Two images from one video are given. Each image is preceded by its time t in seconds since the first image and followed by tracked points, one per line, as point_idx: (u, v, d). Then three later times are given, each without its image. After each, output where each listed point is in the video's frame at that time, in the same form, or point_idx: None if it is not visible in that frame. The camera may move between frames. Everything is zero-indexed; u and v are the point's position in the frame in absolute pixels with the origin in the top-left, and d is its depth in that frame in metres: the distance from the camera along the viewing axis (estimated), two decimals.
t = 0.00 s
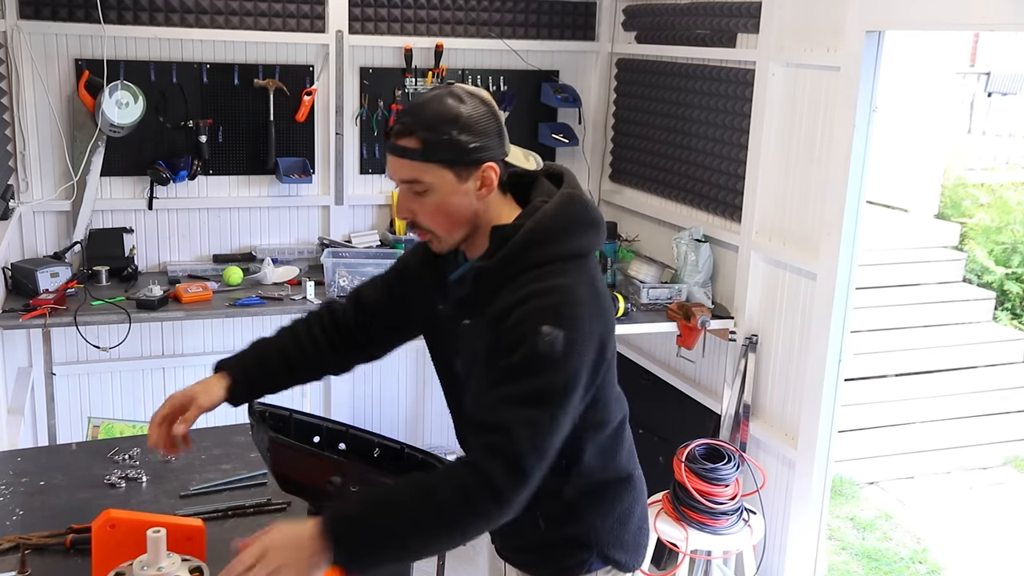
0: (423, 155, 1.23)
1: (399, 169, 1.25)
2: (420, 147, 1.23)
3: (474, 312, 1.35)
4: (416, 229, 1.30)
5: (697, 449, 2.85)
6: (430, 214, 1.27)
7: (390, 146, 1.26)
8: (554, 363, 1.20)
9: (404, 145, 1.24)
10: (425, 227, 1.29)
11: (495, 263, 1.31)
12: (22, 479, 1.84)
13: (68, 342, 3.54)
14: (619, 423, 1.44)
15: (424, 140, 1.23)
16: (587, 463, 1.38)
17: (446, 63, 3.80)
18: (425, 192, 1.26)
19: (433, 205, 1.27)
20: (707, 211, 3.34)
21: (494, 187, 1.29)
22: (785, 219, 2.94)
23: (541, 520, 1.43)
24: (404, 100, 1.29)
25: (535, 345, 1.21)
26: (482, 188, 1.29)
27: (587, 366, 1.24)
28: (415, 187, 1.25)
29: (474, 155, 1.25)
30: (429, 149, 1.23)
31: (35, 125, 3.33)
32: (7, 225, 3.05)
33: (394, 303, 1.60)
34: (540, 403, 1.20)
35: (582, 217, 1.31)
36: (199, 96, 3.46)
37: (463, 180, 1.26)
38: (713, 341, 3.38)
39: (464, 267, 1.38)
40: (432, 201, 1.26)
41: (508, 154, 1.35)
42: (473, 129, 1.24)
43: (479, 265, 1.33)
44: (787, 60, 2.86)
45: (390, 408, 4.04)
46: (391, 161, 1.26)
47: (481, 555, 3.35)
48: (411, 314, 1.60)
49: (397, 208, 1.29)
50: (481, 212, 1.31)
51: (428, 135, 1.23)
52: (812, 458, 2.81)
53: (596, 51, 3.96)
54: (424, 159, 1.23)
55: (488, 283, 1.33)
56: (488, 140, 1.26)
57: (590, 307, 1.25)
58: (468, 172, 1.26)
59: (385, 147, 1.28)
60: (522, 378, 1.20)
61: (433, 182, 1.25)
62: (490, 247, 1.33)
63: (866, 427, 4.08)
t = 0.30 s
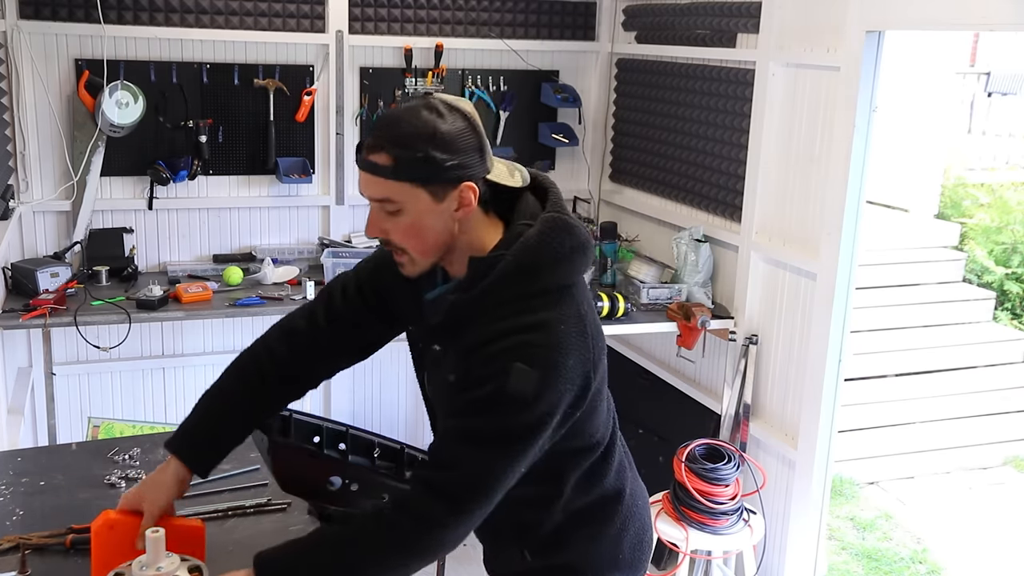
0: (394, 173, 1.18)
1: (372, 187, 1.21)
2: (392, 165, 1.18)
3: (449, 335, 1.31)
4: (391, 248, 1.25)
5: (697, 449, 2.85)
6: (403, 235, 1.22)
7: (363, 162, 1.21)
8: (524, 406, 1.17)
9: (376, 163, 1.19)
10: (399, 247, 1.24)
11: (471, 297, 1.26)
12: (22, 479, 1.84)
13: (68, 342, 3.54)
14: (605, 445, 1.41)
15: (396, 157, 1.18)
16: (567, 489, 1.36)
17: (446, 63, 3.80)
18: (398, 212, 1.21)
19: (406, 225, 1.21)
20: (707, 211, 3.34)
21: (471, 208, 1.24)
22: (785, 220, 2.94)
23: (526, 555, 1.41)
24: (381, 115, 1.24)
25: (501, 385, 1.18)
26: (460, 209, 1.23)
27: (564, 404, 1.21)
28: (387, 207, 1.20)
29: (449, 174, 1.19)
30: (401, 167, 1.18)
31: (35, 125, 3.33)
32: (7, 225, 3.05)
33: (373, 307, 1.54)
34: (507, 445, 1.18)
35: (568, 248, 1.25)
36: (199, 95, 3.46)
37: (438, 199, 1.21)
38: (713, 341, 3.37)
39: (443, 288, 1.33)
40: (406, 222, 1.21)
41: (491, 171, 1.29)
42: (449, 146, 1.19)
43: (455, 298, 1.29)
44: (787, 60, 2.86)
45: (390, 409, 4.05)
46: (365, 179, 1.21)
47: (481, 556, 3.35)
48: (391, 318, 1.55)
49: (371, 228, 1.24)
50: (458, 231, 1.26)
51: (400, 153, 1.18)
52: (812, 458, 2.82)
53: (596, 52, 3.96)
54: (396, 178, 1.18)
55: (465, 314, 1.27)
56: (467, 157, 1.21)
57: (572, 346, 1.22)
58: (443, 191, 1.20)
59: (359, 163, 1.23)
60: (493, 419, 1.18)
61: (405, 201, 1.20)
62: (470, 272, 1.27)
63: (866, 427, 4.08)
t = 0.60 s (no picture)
0: (443, 144, 1.19)
1: (418, 155, 1.20)
2: (442, 136, 1.18)
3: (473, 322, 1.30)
4: (428, 221, 1.25)
5: (697, 449, 2.85)
6: (444, 208, 1.22)
7: (410, 131, 1.21)
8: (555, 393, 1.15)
9: (425, 133, 1.20)
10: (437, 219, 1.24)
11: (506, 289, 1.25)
12: (22, 479, 1.84)
13: (68, 342, 3.54)
14: (617, 443, 1.40)
15: (445, 128, 1.18)
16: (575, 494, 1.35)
17: (446, 63, 3.80)
18: (443, 184, 1.21)
19: (447, 197, 1.21)
20: (707, 211, 3.34)
21: (512, 186, 1.25)
22: (785, 220, 2.94)
23: (532, 553, 1.41)
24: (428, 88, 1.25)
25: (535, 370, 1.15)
26: (502, 187, 1.24)
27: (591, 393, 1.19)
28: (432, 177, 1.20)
29: (498, 151, 1.20)
30: (451, 140, 1.18)
31: (35, 125, 3.33)
32: (7, 224, 3.05)
33: (394, 297, 1.54)
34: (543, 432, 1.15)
35: (597, 239, 1.25)
36: (199, 95, 3.46)
37: (483, 174, 1.21)
38: (713, 341, 3.37)
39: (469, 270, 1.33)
40: (449, 194, 1.21)
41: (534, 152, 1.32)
42: (498, 123, 1.19)
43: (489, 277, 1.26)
44: (787, 61, 2.86)
45: (390, 409, 4.05)
46: (410, 148, 1.21)
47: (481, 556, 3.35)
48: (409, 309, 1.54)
49: (411, 197, 1.24)
50: (498, 210, 1.26)
51: (449, 124, 1.18)
52: (812, 458, 2.81)
53: (596, 52, 3.96)
54: (446, 150, 1.19)
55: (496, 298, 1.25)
56: (514, 136, 1.21)
57: (600, 334, 1.20)
58: (489, 167, 1.21)
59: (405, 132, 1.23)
60: (527, 409, 1.15)
61: (452, 174, 1.20)
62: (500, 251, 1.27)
63: (866, 427, 4.07)
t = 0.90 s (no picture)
0: (543, 106, 1.20)
1: (514, 113, 1.21)
2: (542, 99, 1.20)
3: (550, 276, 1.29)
4: (514, 180, 1.25)
5: (696, 449, 2.85)
6: (535, 168, 1.22)
7: (507, 93, 1.23)
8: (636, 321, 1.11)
9: (524, 95, 1.21)
10: (524, 180, 1.24)
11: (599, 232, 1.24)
12: (22, 479, 1.84)
13: (68, 342, 3.54)
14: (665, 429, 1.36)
15: (544, 93, 1.20)
16: (628, 486, 1.29)
17: (446, 63, 3.80)
18: (535, 144, 1.21)
19: (540, 159, 1.22)
20: (707, 211, 3.34)
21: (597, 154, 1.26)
22: (785, 220, 2.94)
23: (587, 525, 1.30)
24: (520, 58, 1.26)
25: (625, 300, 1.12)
26: (585, 156, 1.25)
27: (666, 340, 1.16)
28: (528, 137, 1.20)
29: (588, 120, 1.22)
30: (550, 103, 1.20)
31: (35, 125, 3.33)
32: (7, 224, 3.05)
33: (453, 275, 1.53)
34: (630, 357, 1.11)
35: (670, 213, 1.27)
36: (199, 96, 3.46)
37: (573, 140, 1.23)
38: (713, 341, 3.37)
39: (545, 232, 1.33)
40: (541, 156, 1.22)
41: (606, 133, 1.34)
42: (591, 94, 1.22)
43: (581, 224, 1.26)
44: (787, 60, 2.86)
45: (390, 409, 4.05)
46: (506, 107, 1.22)
47: (481, 556, 3.35)
48: (466, 287, 1.52)
49: (500, 155, 1.24)
50: (576, 179, 1.28)
51: (549, 90, 1.20)
52: (812, 458, 2.81)
53: (596, 51, 3.96)
54: (545, 112, 1.20)
55: (573, 253, 1.26)
56: (601, 109, 1.24)
57: (676, 282, 1.19)
58: (580, 133, 1.22)
59: (499, 95, 1.24)
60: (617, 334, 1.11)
61: (548, 136, 1.21)
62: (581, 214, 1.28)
63: (866, 427, 4.07)
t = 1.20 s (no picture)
0: (623, 96, 1.30)
1: (594, 102, 1.30)
2: (622, 91, 1.30)
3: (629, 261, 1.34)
4: (591, 168, 1.30)
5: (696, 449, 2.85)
6: (614, 154, 1.29)
7: (582, 86, 1.32)
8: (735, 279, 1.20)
9: (603, 87, 1.31)
10: (601, 166, 1.30)
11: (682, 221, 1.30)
12: (22, 479, 1.84)
13: (68, 342, 3.54)
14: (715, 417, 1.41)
15: (621, 85, 1.31)
16: (714, 463, 1.31)
17: (446, 63, 3.80)
18: (615, 132, 1.29)
19: (618, 146, 1.29)
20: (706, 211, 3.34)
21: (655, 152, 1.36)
22: (785, 219, 2.94)
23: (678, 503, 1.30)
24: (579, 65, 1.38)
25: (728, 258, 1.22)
26: (650, 147, 1.35)
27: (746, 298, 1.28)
28: (610, 124, 1.29)
29: (656, 111, 1.33)
30: (628, 95, 1.30)
31: (35, 125, 3.33)
32: (7, 224, 3.05)
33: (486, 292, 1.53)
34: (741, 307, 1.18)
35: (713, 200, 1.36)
36: (199, 96, 3.46)
37: (644, 129, 1.32)
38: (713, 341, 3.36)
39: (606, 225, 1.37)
40: (621, 143, 1.29)
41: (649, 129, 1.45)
42: (656, 89, 1.33)
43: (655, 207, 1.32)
44: (787, 60, 2.86)
45: (390, 410, 4.05)
46: (583, 98, 1.31)
47: (481, 556, 3.35)
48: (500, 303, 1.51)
49: (578, 143, 1.30)
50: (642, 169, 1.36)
51: (625, 83, 1.31)
52: (812, 458, 2.81)
53: (596, 52, 3.97)
54: (625, 101, 1.30)
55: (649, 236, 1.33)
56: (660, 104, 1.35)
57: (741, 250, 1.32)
58: (649, 123, 1.32)
59: (571, 91, 1.33)
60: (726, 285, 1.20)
61: (628, 125, 1.29)
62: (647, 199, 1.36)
63: (866, 427, 4.07)
